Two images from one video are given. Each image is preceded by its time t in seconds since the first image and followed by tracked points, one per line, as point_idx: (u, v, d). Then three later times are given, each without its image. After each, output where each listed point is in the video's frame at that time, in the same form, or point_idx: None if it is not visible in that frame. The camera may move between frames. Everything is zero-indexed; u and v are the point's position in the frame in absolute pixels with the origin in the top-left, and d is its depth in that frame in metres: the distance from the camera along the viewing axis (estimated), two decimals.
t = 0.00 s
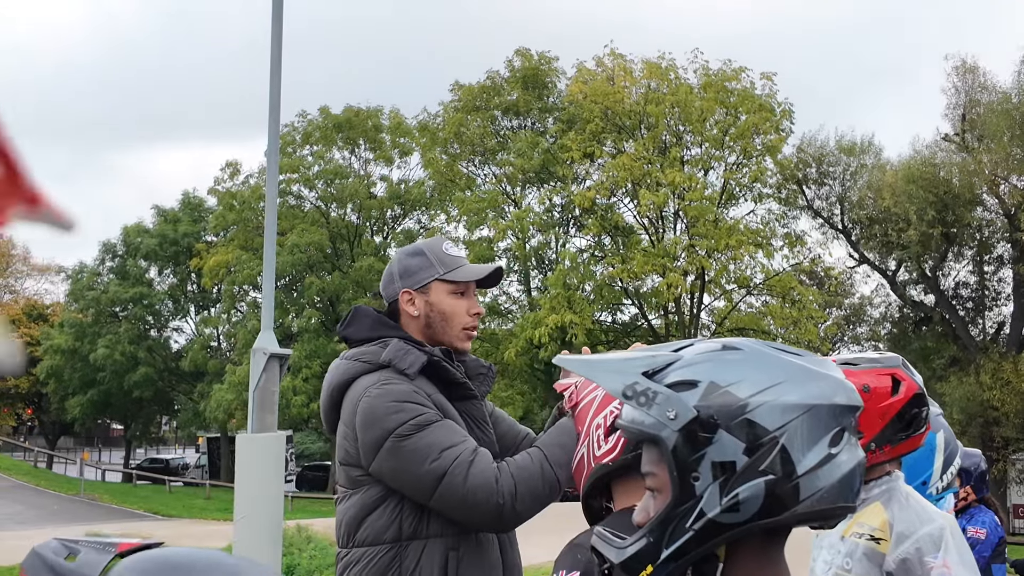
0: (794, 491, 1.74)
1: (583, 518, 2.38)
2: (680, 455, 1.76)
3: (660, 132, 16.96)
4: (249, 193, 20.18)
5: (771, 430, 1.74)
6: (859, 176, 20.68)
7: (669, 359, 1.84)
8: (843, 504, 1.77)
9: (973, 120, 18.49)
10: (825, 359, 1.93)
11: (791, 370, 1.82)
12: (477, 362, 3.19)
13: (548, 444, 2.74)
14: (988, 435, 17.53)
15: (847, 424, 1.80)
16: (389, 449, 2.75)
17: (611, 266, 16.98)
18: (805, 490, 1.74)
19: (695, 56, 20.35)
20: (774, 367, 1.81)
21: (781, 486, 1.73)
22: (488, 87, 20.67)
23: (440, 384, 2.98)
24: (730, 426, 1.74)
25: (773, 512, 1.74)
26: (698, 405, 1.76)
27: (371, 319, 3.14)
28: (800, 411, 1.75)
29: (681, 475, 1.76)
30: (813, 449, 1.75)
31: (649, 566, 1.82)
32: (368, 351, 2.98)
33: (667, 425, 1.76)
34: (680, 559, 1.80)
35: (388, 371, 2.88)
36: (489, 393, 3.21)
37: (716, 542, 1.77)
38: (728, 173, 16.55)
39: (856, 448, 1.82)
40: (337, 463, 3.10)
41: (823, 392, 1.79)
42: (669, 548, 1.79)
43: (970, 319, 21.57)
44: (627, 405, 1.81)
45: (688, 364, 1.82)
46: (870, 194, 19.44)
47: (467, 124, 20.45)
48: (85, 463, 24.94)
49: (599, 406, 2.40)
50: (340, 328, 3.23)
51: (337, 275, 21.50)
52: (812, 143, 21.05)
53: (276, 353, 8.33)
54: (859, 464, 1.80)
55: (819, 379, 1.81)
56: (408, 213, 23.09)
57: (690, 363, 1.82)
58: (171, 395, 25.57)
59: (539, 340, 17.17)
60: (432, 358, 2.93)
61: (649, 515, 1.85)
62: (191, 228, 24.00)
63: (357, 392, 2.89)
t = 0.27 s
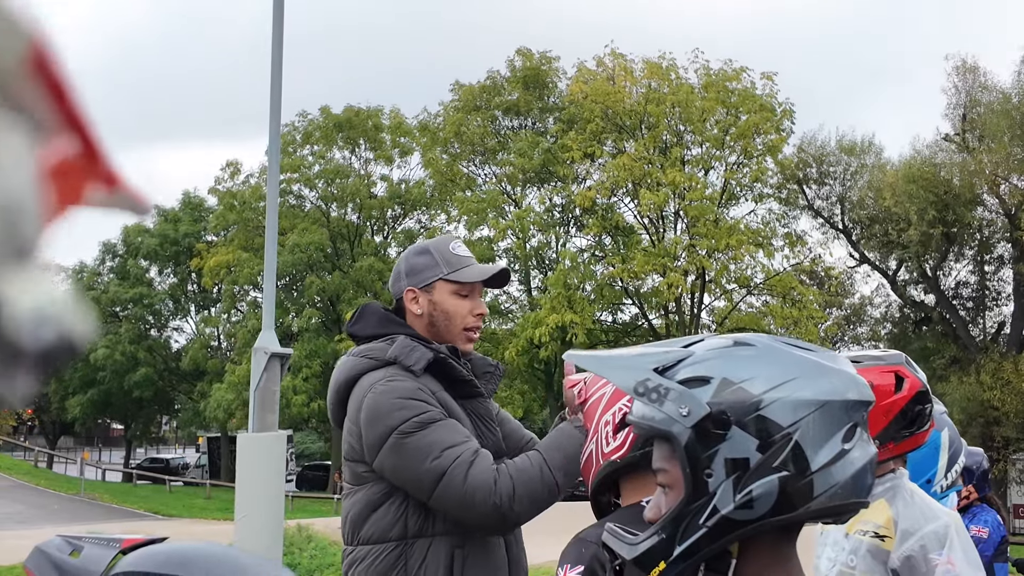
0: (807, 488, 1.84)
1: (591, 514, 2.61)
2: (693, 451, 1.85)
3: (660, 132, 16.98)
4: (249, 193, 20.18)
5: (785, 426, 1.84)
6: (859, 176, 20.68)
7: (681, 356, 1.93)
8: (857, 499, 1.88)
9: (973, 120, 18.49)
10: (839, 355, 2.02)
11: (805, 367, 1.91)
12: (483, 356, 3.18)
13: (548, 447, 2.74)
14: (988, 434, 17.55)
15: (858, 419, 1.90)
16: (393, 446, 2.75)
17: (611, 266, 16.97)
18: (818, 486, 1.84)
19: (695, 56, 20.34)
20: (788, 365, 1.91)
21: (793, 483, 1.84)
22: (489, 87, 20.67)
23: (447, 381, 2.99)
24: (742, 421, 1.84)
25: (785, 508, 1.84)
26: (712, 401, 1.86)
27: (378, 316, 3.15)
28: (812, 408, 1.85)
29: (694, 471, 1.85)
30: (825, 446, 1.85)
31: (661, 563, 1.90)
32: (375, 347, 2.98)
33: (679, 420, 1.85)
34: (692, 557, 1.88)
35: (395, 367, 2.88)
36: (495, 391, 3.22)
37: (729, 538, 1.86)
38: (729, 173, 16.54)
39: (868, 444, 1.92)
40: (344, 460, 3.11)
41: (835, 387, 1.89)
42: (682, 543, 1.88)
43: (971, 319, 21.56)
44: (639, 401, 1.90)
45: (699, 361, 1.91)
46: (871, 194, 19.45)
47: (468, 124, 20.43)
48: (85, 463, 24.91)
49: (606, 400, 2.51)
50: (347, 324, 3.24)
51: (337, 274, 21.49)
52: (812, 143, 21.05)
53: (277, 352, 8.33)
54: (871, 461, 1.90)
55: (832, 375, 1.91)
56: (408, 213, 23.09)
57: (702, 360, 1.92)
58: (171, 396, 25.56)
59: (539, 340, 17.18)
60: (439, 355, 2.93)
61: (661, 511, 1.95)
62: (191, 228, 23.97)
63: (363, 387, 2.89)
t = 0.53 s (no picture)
0: (817, 484, 1.87)
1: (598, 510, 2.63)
2: (702, 446, 1.90)
3: (663, 131, 16.97)
4: (252, 193, 20.23)
5: (795, 421, 1.87)
6: (862, 175, 20.69)
7: (691, 350, 1.99)
8: (867, 495, 1.92)
9: (977, 119, 18.49)
10: (850, 352, 2.06)
11: (816, 362, 1.95)
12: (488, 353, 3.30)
13: (517, 443, 2.68)
14: (991, 434, 17.54)
15: (869, 415, 1.93)
16: (372, 435, 2.78)
17: (614, 265, 16.99)
18: (829, 482, 1.87)
19: (699, 55, 20.35)
20: (799, 362, 1.94)
21: (803, 478, 1.87)
22: (492, 86, 20.69)
23: (444, 377, 3.00)
24: (752, 417, 1.88)
25: (795, 504, 1.88)
26: (721, 396, 1.90)
27: (387, 314, 3.16)
28: (823, 403, 1.88)
29: (704, 467, 1.91)
30: (835, 442, 1.88)
31: (671, 558, 1.97)
32: (375, 342, 3.02)
33: (689, 415, 1.91)
34: (702, 551, 1.94)
35: (389, 361, 2.92)
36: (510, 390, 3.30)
37: (739, 533, 1.90)
38: (732, 172, 16.55)
39: (879, 441, 1.95)
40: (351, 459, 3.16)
41: (846, 383, 1.92)
42: (692, 538, 1.94)
43: (974, 318, 21.57)
44: (649, 396, 1.97)
45: (709, 356, 1.97)
46: (874, 193, 19.47)
47: (471, 123, 20.44)
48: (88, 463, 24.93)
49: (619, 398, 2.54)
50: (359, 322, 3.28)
51: (340, 274, 21.51)
52: (815, 142, 21.06)
53: (280, 351, 8.33)
54: (881, 457, 1.93)
55: (844, 370, 1.95)
56: (412, 212, 23.13)
57: (712, 355, 1.97)
58: (174, 395, 25.58)
59: (541, 340, 17.16)
60: (434, 351, 2.96)
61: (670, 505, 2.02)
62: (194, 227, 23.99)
63: (357, 377, 2.94)
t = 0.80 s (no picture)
0: (821, 480, 1.91)
1: (603, 508, 2.65)
2: (706, 441, 1.93)
3: (666, 131, 17.01)
4: (255, 193, 20.26)
5: (799, 417, 1.91)
6: (865, 174, 20.67)
7: (696, 346, 2.02)
8: (871, 492, 1.95)
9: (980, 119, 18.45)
10: (854, 351, 2.11)
11: (820, 359, 1.99)
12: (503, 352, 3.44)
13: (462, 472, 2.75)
14: (994, 434, 17.53)
15: (874, 412, 1.97)
16: (355, 439, 3.01)
17: (616, 265, 16.97)
18: (833, 478, 1.91)
19: (701, 54, 20.32)
20: (803, 358, 1.99)
21: (808, 473, 1.91)
22: (494, 86, 20.69)
23: (443, 379, 3.12)
24: (756, 412, 1.92)
25: (800, 499, 1.91)
26: (726, 391, 1.93)
27: (403, 311, 3.29)
28: (827, 399, 1.92)
29: (708, 463, 1.94)
30: (839, 438, 1.92)
31: (673, 553, 2.01)
32: (387, 341, 3.20)
33: (693, 411, 1.94)
34: (704, 547, 1.97)
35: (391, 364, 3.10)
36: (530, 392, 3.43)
37: (742, 529, 1.94)
38: (735, 171, 16.52)
39: (882, 438, 1.99)
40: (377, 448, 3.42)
41: (851, 379, 1.97)
42: (695, 534, 1.97)
43: (977, 318, 21.54)
44: (654, 392, 2.00)
45: (714, 351, 2.00)
46: (876, 193, 19.46)
47: (473, 123, 20.41)
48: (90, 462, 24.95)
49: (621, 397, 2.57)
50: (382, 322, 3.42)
51: (342, 274, 21.50)
52: (818, 142, 21.03)
53: (283, 351, 8.33)
54: (886, 454, 1.97)
55: (848, 367, 1.99)
56: (414, 212, 23.11)
57: (716, 350, 2.00)
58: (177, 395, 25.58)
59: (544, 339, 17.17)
60: (434, 353, 3.09)
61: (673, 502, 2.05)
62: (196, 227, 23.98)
63: (365, 373, 3.16)
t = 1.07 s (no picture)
0: (817, 477, 1.92)
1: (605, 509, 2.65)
2: (703, 440, 1.95)
3: (667, 130, 17.03)
4: (256, 192, 20.25)
5: (795, 415, 1.92)
6: (866, 174, 20.66)
7: (692, 345, 2.04)
8: (868, 488, 1.96)
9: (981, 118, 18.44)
10: (852, 346, 2.12)
11: (815, 355, 2.00)
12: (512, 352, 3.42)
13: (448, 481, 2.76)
14: (995, 433, 17.51)
15: (870, 410, 1.98)
16: (357, 436, 3.06)
17: (618, 264, 16.97)
18: (829, 476, 1.92)
19: (703, 54, 20.32)
20: (800, 355, 1.99)
21: (804, 471, 1.92)
22: (496, 85, 20.70)
23: (447, 381, 3.11)
24: (752, 410, 1.93)
25: (796, 497, 1.92)
26: (721, 389, 1.95)
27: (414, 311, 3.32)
28: (824, 396, 1.94)
29: (704, 461, 1.96)
30: (836, 435, 1.93)
31: (671, 552, 2.02)
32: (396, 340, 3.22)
33: (689, 409, 1.95)
34: (701, 546, 1.99)
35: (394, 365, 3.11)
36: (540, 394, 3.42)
37: (739, 527, 1.95)
38: (736, 171, 16.53)
39: (879, 434, 2.00)
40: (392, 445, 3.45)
41: (848, 376, 1.98)
42: (692, 532, 1.99)
43: (979, 318, 21.55)
44: (650, 390, 2.01)
45: (711, 350, 2.01)
46: (877, 193, 19.49)
47: (474, 122, 20.42)
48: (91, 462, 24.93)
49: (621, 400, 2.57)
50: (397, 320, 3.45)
51: (344, 273, 21.51)
52: (819, 142, 21.04)
53: (284, 350, 8.33)
54: (882, 450, 1.98)
55: (845, 364, 2.00)
56: (415, 211, 23.13)
57: (712, 349, 2.02)
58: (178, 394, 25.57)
59: (545, 339, 17.17)
60: (437, 355, 3.09)
61: (670, 501, 2.07)
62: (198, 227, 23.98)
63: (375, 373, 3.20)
